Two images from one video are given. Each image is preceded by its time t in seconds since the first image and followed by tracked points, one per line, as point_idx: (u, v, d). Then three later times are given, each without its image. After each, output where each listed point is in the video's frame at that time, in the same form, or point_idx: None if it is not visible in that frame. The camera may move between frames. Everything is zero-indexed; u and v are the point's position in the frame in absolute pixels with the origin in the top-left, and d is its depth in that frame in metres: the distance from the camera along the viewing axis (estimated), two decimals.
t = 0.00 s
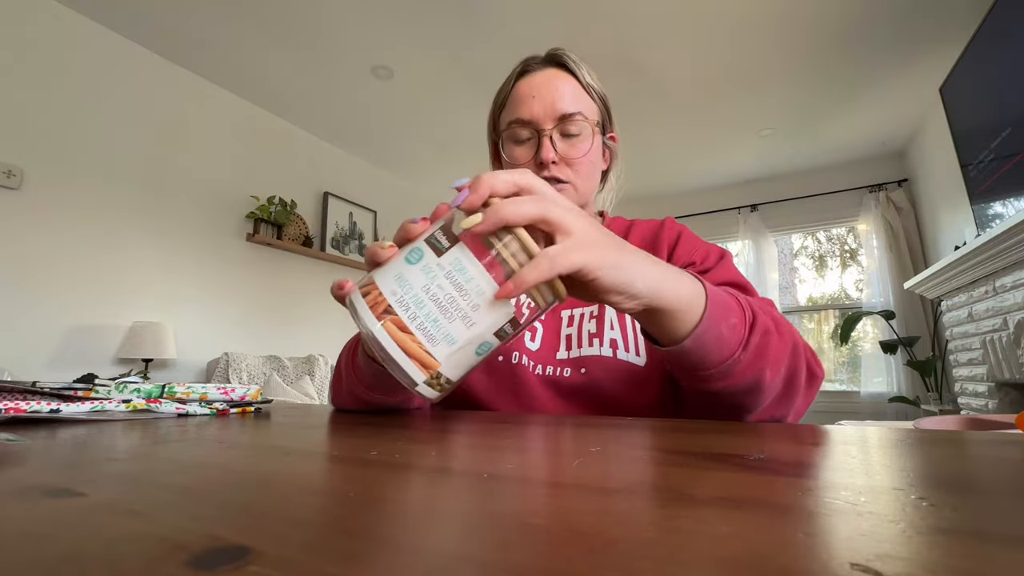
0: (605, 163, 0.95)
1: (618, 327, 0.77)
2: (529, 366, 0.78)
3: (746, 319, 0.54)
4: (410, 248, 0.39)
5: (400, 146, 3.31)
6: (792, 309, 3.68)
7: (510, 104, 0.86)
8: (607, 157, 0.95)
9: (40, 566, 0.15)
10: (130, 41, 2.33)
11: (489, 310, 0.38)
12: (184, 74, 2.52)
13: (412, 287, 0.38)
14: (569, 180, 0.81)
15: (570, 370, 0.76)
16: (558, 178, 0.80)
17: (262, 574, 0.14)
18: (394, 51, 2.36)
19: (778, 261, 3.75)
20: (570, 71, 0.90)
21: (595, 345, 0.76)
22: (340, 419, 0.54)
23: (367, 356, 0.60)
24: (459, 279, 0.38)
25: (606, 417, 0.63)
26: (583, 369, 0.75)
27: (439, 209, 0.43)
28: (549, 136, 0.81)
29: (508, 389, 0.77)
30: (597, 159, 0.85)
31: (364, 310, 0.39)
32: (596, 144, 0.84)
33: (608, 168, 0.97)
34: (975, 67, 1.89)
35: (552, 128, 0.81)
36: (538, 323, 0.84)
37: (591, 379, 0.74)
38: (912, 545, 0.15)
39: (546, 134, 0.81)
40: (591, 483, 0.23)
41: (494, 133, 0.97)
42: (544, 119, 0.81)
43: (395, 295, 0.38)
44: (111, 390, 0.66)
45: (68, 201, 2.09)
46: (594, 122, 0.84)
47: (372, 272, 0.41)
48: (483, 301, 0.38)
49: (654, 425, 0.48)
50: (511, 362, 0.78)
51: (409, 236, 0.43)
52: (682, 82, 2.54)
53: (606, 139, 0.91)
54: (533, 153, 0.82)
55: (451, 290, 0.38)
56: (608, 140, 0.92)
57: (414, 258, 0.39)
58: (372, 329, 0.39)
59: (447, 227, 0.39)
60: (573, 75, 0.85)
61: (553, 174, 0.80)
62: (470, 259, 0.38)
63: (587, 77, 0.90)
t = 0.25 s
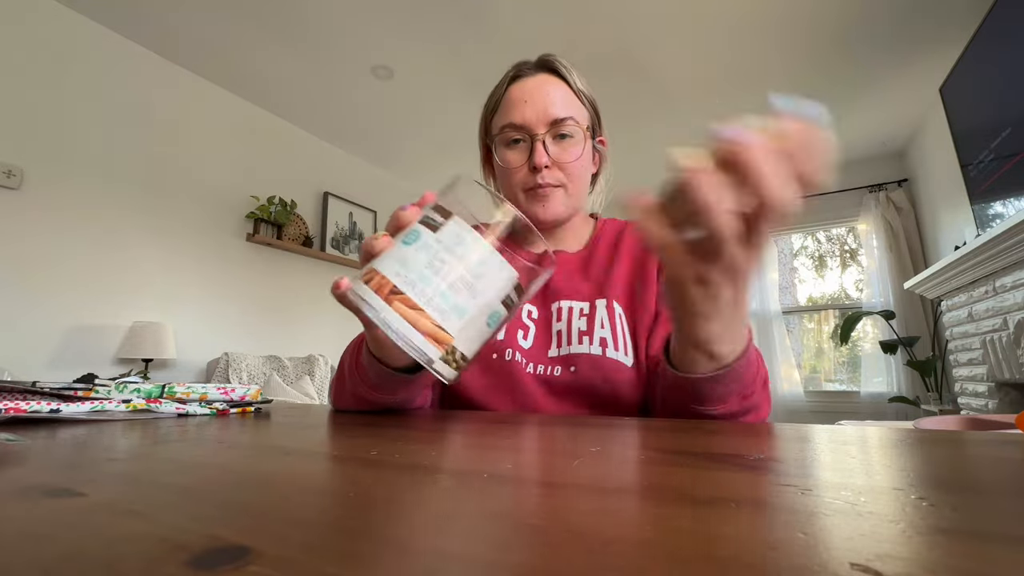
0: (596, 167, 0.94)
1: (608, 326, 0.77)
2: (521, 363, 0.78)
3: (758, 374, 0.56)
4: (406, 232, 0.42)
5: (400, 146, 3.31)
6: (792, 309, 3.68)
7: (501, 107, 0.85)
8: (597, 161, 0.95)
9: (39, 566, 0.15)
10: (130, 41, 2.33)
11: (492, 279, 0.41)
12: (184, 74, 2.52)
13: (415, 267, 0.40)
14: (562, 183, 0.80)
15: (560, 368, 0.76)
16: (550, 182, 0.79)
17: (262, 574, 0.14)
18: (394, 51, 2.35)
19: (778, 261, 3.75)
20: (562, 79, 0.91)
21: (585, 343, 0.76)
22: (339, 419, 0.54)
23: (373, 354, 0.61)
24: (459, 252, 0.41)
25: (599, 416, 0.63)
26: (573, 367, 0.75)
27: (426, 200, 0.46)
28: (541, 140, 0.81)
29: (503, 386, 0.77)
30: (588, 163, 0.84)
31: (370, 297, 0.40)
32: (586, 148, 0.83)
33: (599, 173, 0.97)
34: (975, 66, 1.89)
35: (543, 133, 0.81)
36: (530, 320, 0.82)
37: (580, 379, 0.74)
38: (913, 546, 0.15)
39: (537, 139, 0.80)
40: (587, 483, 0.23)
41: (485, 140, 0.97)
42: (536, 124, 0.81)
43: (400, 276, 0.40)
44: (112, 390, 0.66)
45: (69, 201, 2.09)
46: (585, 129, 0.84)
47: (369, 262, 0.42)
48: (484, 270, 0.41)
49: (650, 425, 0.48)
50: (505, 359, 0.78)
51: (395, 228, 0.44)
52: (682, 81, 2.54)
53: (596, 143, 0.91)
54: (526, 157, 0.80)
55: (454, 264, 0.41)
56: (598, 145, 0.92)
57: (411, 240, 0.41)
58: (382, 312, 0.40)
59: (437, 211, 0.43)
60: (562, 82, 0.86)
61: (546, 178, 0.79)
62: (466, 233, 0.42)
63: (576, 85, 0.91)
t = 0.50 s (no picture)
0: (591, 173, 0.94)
1: (607, 324, 0.77)
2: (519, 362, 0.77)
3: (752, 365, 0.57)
4: (416, 237, 0.42)
5: (400, 146, 3.31)
6: (792, 309, 3.68)
7: (499, 110, 0.85)
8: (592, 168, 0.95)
9: (39, 566, 0.15)
10: (130, 41, 2.33)
11: (480, 303, 0.39)
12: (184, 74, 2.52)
13: (410, 271, 0.40)
14: (558, 187, 0.80)
15: (559, 366, 0.75)
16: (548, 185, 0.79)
17: (261, 574, 0.14)
18: (394, 51, 2.36)
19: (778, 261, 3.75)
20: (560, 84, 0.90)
21: (585, 341, 0.75)
22: (339, 419, 0.54)
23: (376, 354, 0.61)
24: (456, 267, 0.40)
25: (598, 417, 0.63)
26: (572, 364, 0.74)
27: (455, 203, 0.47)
28: (539, 144, 0.80)
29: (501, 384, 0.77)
30: (584, 169, 0.84)
31: (360, 291, 0.41)
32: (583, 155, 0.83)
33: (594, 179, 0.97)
34: (974, 66, 1.89)
35: (541, 137, 0.81)
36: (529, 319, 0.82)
37: (579, 376, 0.74)
38: (912, 545, 0.15)
39: (535, 143, 0.80)
40: (586, 483, 0.23)
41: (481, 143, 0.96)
42: (535, 128, 0.81)
43: (393, 277, 0.40)
44: (112, 390, 0.66)
45: (69, 201, 2.09)
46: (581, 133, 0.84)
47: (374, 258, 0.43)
48: (476, 294, 0.39)
49: (652, 424, 0.48)
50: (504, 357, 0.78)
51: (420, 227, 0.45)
52: (682, 81, 2.54)
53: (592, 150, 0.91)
54: (523, 160, 0.80)
55: (448, 278, 0.40)
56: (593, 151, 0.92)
57: (418, 245, 0.41)
58: (365, 309, 0.40)
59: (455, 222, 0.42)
60: (560, 88, 0.86)
61: (544, 180, 0.78)
62: (470, 250, 0.41)
63: (573, 92, 0.91)
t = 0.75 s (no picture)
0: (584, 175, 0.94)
1: (599, 320, 0.77)
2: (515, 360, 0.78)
3: (716, 331, 0.57)
4: (436, 231, 0.41)
5: (400, 146, 3.31)
6: (792, 309, 3.68)
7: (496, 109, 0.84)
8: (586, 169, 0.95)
9: (40, 566, 0.15)
10: (130, 41, 2.33)
11: (500, 297, 0.38)
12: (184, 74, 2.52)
13: (431, 263, 0.39)
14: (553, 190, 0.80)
15: (554, 363, 0.76)
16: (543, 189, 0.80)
17: (261, 575, 0.14)
18: (394, 51, 2.36)
19: (778, 261, 3.76)
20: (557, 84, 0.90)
21: (578, 338, 0.76)
22: (339, 419, 0.54)
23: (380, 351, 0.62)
24: (477, 259, 0.39)
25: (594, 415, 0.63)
26: (567, 361, 0.75)
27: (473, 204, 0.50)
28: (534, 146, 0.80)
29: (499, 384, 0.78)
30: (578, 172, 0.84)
31: (381, 281, 0.40)
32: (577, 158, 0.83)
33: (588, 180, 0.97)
34: (975, 66, 1.89)
35: (537, 139, 0.80)
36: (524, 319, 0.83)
37: (574, 372, 0.74)
38: (912, 546, 0.15)
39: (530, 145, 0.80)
40: (586, 483, 0.23)
41: (477, 141, 0.96)
42: (530, 130, 0.80)
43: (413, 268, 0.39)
44: (112, 390, 0.66)
45: (69, 201, 2.09)
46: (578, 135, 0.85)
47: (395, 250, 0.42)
48: (496, 286, 0.38)
49: (648, 424, 0.48)
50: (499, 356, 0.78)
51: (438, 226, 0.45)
52: (682, 81, 2.54)
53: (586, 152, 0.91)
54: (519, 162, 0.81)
55: (469, 272, 0.39)
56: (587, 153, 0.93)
57: (439, 237, 0.40)
58: (387, 298, 0.39)
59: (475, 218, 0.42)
60: (557, 89, 0.85)
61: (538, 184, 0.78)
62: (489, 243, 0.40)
63: (569, 93, 0.91)
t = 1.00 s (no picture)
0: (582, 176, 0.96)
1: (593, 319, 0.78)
2: (511, 359, 0.78)
3: (702, 335, 0.57)
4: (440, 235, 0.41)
5: (400, 146, 3.31)
6: (792, 309, 3.68)
7: (503, 110, 0.84)
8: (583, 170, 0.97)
9: (40, 567, 0.15)
10: (130, 41, 2.33)
11: (505, 302, 0.38)
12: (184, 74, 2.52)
13: (435, 268, 0.39)
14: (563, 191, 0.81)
15: (548, 363, 0.76)
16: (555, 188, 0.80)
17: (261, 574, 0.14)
18: (394, 51, 2.35)
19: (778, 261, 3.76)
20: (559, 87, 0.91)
21: (572, 337, 0.76)
22: (338, 419, 0.54)
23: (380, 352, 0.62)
24: (481, 264, 0.38)
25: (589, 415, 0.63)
26: (561, 361, 0.75)
27: (470, 206, 0.51)
28: (545, 146, 0.80)
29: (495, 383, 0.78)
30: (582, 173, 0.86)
31: (387, 288, 0.40)
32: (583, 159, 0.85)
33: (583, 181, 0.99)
34: (975, 66, 1.89)
35: (546, 139, 0.81)
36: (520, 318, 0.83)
37: (567, 372, 0.74)
38: (912, 546, 0.15)
39: (541, 144, 0.80)
40: (586, 483, 0.23)
41: (474, 139, 0.95)
42: (541, 130, 0.80)
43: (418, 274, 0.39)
44: (112, 390, 0.65)
45: (69, 201, 2.09)
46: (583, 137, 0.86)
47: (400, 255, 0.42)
48: (500, 291, 0.38)
49: (642, 424, 0.48)
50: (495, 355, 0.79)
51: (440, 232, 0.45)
52: (682, 81, 2.54)
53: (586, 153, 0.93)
54: (529, 162, 0.81)
55: (472, 277, 0.38)
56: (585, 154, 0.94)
57: (442, 243, 0.40)
58: (393, 304, 0.39)
59: (477, 221, 0.41)
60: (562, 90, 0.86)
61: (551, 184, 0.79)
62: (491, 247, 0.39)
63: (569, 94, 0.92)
